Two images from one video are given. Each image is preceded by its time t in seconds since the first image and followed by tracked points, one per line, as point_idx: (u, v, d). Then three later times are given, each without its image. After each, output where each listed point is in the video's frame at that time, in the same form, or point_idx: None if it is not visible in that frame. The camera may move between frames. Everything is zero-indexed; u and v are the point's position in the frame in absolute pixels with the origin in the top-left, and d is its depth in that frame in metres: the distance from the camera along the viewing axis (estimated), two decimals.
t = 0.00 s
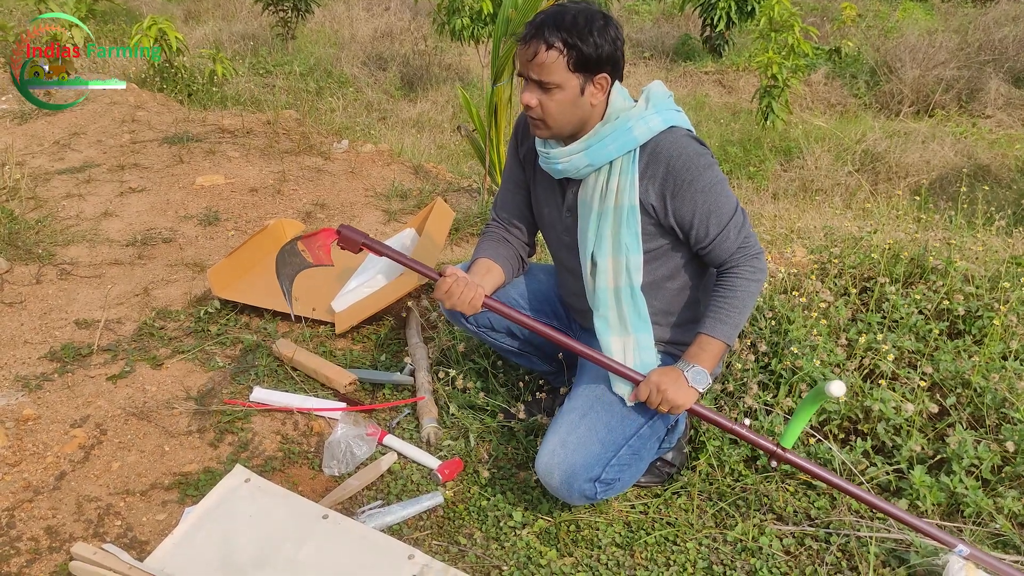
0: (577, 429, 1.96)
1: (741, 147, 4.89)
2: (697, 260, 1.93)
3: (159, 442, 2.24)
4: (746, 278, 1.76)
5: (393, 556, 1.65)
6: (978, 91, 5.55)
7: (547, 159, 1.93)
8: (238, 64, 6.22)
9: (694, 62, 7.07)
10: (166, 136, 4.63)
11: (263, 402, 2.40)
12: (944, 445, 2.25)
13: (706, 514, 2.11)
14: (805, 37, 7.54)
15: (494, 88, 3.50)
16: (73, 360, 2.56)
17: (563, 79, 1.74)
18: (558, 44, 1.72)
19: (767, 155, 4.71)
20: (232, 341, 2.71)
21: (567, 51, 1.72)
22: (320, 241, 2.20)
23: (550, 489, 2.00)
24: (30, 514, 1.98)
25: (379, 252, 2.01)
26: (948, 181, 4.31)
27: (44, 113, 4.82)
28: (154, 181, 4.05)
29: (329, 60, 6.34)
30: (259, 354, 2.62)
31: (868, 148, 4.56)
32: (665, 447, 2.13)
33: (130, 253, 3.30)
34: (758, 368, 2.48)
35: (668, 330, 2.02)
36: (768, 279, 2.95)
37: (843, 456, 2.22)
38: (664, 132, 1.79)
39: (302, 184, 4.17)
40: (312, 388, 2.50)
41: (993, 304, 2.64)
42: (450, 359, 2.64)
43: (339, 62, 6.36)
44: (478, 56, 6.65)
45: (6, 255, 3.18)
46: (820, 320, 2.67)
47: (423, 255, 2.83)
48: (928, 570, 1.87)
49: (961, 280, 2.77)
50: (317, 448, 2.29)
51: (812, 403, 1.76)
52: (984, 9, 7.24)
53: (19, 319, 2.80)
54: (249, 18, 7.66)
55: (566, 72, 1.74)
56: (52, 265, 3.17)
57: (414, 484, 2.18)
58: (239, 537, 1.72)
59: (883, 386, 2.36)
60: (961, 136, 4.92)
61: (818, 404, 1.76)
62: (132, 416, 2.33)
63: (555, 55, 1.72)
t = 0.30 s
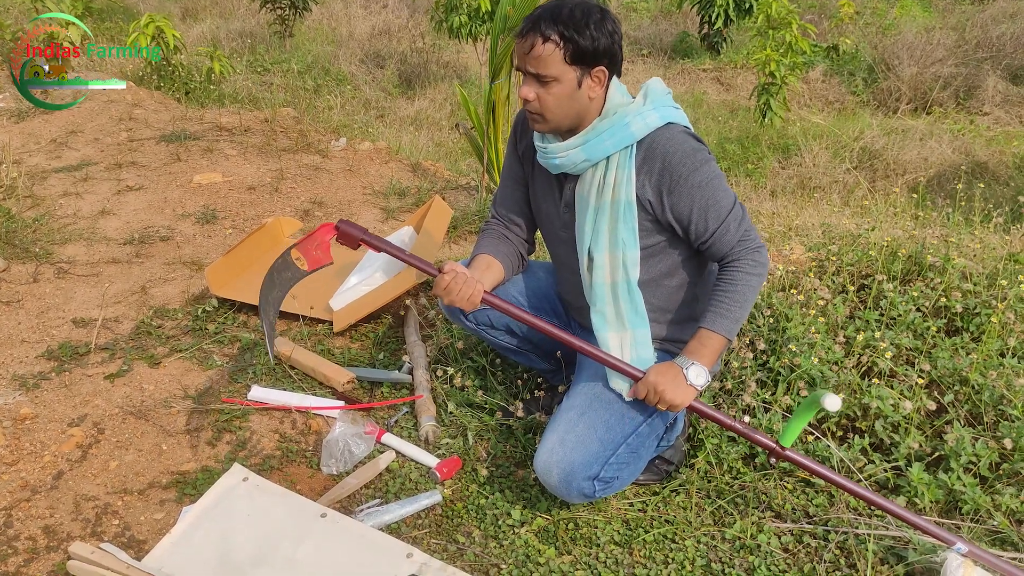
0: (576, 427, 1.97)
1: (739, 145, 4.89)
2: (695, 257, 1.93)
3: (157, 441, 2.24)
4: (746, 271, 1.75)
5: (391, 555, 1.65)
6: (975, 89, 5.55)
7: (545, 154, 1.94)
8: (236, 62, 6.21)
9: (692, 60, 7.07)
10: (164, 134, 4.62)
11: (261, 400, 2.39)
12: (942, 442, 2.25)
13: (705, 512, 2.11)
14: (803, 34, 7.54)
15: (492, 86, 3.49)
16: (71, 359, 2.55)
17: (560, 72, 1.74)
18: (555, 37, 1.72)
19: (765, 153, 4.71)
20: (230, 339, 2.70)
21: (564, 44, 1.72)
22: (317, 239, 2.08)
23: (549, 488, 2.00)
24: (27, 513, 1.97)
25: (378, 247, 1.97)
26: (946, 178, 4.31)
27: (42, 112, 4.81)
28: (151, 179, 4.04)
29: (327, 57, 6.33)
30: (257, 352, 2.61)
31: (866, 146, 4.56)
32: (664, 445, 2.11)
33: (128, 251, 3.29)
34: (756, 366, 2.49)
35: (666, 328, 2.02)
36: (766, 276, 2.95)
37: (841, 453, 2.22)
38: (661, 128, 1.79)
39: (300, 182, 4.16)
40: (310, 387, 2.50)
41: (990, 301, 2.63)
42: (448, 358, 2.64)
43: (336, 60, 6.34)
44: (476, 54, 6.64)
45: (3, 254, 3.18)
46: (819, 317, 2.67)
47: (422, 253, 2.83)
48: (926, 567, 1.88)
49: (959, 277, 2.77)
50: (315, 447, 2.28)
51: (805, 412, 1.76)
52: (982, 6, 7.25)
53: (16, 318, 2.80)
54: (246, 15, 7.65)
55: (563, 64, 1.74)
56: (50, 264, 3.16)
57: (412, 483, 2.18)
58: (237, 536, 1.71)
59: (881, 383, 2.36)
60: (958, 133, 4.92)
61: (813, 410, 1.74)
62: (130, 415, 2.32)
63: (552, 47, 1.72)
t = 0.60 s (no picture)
0: (572, 424, 1.96)
1: (737, 144, 4.90)
2: (691, 257, 1.93)
3: (156, 442, 2.24)
4: (748, 266, 1.74)
5: (390, 555, 1.65)
6: (973, 88, 5.56)
7: (540, 150, 1.94)
8: (234, 62, 6.20)
9: (690, 60, 7.07)
10: (162, 134, 4.61)
11: (260, 400, 2.39)
12: (940, 441, 2.25)
13: (704, 511, 2.11)
14: (801, 33, 7.54)
15: (490, 86, 3.50)
16: (70, 359, 2.55)
17: (558, 64, 1.74)
18: (552, 29, 1.73)
19: (763, 152, 4.71)
20: (229, 339, 2.70)
21: (561, 36, 1.72)
22: (318, 227, 1.93)
23: (544, 484, 2.00)
24: (25, 514, 1.97)
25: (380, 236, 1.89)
26: (944, 177, 4.32)
27: (39, 112, 4.81)
28: (150, 179, 4.03)
29: (325, 58, 6.32)
30: (255, 352, 2.61)
31: (864, 145, 4.57)
32: (660, 444, 2.15)
33: (126, 252, 3.29)
34: (754, 366, 2.49)
35: (660, 326, 2.02)
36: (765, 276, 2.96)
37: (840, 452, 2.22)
38: (656, 130, 1.79)
39: (298, 182, 4.16)
40: (309, 387, 2.50)
41: (989, 301, 2.64)
42: (447, 357, 2.64)
43: (335, 60, 6.34)
44: (474, 54, 6.64)
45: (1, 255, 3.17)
46: (817, 316, 2.67)
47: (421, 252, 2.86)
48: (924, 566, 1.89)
49: (956, 277, 2.78)
50: (314, 447, 2.28)
51: (806, 411, 1.74)
52: (979, 5, 7.26)
53: (14, 319, 2.79)
54: (244, 15, 7.64)
55: (560, 57, 1.73)
56: (48, 264, 3.16)
57: (411, 483, 2.18)
58: (235, 537, 1.71)
59: (879, 382, 2.37)
60: (956, 132, 4.93)
61: (814, 408, 1.72)
62: (128, 416, 2.32)
63: (550, 39, 1.72)
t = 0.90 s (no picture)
0: (571, 426, 1.97)
1: (737, 146, 4.90)
2: (695, 258, 1.92)
3: (154, 444, 2.23)
4: (756, 265, 1.73)
5: (390, 557, 1.64)
6: (972, 89, 5.57)
7: (543, 151, 1.95)
8: (233, 64, 6.20)
9: (688, 62, 7.08)
10: (161, 136, 4.61)
11: (258, 403, 2.39)
12: (939, 442, 2.25)
13: (703, 513, 2.11)
14: (800, 35, 7.55)
15: (489, 87, 3.50)
16: (68, 362, 2.55)
17: (563, 63, 1.74)
18: (558, 29, 1.73)
19: (762, 153, 4.72)
20: (227, 341, 2.70)
21: (567, 35, 1.72)
22: (321, 227, 1.97)
23: (544, 487, 2.00)
24: (24, 516, 1.97)
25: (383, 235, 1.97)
26: (943, 178, 4.32)
27: (38, 114, 4.80)
28: (149, 181, 4.03)
29: (324, 59, 6.33)
30: (254, 354, 2.61)
31: (863, 146, 4.57)
32: (659, 446, 2.15)
33: (125, 254, 3.28)
34: (752, 367, 2.50)
35: (662, 330, 2.02)
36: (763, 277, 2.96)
37: (839, 454, 2.22)
38: (661, 133, 1.79)
39: (297, 184, 4.16)
40: (308, 389, 2.50)
41: (988, 301, 2.64)
42: (446, 359, 2.64)
43: (334, 62, 6.34)
44: (474, 56, 6.64)
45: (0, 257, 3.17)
46: (816, 318, 2.67)
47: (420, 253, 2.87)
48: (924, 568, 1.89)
49: (956, 278, 2.78)
50: (313, 449, 2.28)
51: (814, 406, 1.76)
52: (978, 7, 7.26)
53: (13, 321, 2.79)
54: (243, 17, 7.64)
55: (565, 56, 1.74)
56: (46, 266, 3.15)
57: (410, 485, 2.17)
58: (234, 538, 1.71)
59: (879, 383, 2.37)
60: (955, 133, 4.94)
61: (820, 407, 1.75)
62: (128, 418, 2.32)
63: (555, 38, 1.72)
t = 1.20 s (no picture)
0: (573, 433, 1.96)
1: (736, 148, 4.91)
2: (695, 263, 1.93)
3: (154, 447, 2.23)
4: (755, 274, 1.75)
5: (390, 560, 1.64)
6: (971, 91, 5.58)
7: (544, 155, 1.95)
8: (233, 67, 6.21)
9: (688, 64, 7.09)
10: (161, 139, 4.62)
11: (259, 405, 2.37)
12: (939, 445, 2.25)
13: (703, 516, 2.11)
14: (799, 37, 7.56)
15: (488, 90, 3.50)
16: (69, 364, 2.55)
17: (560, 69, 1.75)
18: (555, 35, 1.73)
19: (762, 155, 4.73)
20: (227, 344, 2.70)
21: (564, 42, 1.73)
22: (331, 258, 1.89)
23: (545, 492, 2.01)
24: (24, 519, 1.97)
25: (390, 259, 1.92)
26: (942, 180, 4.33)
27: (38, 117, 4.81)
28: (149, 184, 4.04)
29: (324, 62, 6.33)
30: (254, 357, 2.61)
31: (862, 148, 4.58)
32: (660, 450, 2.12)
33: (125, 256, 3.29)
34: (753, 369, 2.49)
35: (661, 336, 2.03)
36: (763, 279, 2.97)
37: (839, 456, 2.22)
38: (663, 140, 1.78)
39: (297, 186, 4.16)
40: (308, 391, 2.50)
41: (987, 304, 2.65)
42: (445, 362, 2.64)
43: (334, 64, 6.34)
44: (473, 58, 6.65)
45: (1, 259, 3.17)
46: (816, 320, 2.67)
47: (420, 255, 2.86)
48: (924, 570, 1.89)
49: (956, 280, 2.78)
50: (313, 452, 2.28)
51: (806, 427, 1.72)
52: (977, 10, 7.29)
53: (13, 323, 2.79)
54: (243, 21, 7.65)
55: (562, 62, 1.74)
56: (46, 269, 3.16)
57: (410, 488, 2.17)
58: (234, 540, 1.71)
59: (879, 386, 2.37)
60: (954, 136, 4.95)
61: (808, 430, 1.72)
62: (128, 421, 2.32)
63: (552, 44, 1.73)
